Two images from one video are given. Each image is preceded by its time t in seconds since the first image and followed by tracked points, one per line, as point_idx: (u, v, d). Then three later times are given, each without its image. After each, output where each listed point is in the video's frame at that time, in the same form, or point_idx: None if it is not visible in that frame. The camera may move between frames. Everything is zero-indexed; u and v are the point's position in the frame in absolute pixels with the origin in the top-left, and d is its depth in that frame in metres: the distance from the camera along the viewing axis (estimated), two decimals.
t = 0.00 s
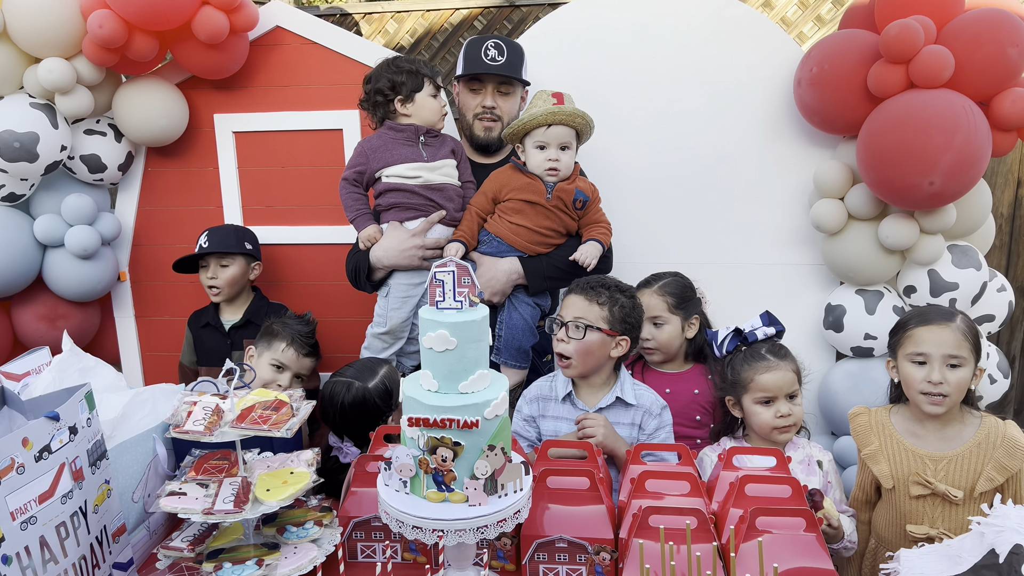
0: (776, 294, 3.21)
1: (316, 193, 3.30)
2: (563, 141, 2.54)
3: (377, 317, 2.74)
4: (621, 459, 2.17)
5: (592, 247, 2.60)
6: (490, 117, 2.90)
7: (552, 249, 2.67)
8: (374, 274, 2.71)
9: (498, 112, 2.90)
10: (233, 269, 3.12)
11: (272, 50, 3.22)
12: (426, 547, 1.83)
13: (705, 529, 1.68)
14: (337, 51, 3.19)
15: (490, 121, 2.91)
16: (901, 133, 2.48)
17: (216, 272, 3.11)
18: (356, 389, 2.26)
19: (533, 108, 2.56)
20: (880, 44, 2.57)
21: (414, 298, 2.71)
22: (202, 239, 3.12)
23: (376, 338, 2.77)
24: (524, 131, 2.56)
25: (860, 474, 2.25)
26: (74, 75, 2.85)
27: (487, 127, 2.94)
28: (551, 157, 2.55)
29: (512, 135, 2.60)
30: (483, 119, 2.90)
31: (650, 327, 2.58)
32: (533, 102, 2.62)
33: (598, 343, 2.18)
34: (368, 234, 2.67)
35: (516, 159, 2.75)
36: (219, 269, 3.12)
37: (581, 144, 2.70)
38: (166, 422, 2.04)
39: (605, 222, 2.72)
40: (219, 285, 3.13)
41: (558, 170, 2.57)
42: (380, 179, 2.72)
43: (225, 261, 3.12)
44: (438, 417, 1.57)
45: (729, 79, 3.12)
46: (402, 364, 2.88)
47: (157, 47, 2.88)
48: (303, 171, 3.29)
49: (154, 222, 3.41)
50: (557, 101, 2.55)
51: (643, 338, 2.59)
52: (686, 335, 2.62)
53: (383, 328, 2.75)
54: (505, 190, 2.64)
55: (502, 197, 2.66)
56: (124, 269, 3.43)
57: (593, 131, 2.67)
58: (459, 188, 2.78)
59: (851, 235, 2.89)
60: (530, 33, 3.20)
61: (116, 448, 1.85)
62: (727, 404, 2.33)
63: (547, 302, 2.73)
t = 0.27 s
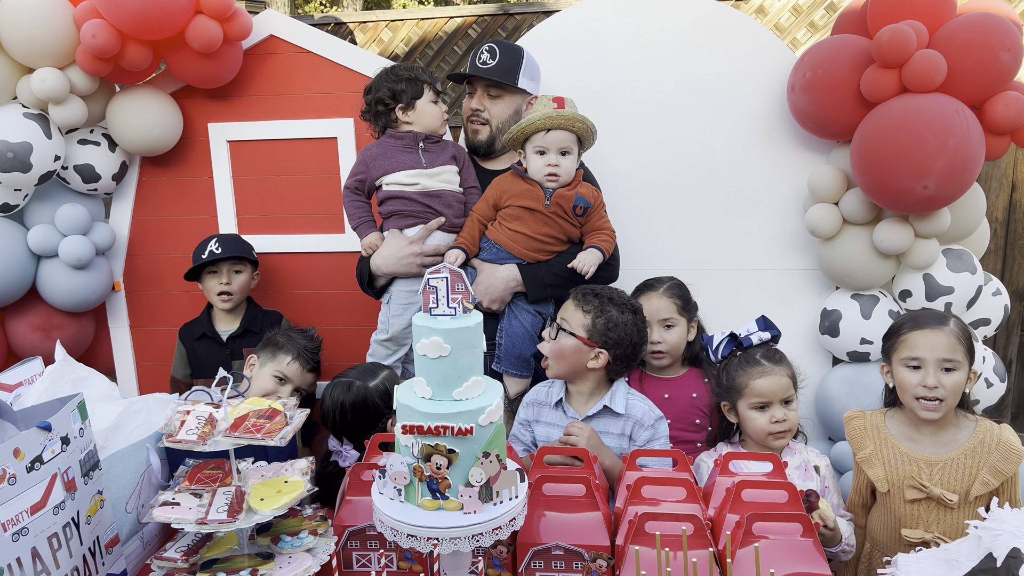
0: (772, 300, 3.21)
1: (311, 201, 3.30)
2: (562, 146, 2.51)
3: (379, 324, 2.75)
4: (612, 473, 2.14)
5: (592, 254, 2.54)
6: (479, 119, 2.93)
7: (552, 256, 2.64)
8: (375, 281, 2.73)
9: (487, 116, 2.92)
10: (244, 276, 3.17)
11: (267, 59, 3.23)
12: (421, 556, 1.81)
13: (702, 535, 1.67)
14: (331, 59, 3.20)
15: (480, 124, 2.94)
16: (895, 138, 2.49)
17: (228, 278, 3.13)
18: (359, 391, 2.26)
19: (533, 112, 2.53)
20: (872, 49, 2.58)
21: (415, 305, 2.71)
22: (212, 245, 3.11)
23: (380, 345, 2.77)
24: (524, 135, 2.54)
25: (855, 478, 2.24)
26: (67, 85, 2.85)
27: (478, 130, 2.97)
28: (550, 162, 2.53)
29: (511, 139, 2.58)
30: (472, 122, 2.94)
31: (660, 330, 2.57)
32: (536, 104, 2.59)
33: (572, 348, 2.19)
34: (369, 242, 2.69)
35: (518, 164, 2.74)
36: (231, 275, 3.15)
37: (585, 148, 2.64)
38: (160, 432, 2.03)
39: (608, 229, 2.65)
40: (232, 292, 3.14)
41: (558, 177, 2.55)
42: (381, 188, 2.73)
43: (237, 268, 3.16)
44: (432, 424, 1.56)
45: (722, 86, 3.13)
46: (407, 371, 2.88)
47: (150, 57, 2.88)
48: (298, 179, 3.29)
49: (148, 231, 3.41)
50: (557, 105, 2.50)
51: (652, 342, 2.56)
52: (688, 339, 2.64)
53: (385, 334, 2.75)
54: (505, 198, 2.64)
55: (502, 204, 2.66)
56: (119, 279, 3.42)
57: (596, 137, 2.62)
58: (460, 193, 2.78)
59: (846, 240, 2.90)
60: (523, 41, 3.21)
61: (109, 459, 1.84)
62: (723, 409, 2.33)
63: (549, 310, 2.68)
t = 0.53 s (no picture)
0: (770, 304, 3.22)
1: (310, 209, 3.31)
2: (560, 155, 2.51)
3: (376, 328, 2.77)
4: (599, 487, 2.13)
5: (587, 264, 2.54)
6: (481, 124, 2.95)
7: (547, 264, 2.64)
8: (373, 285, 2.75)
9: (491, 121, 2.93)
10: (246, 283, 3.17)
11: (265, 67, 3.24)
12: (422, 562, 1.83)
13: (702, 539, 1.67)
14: (329, 67, 3.21)
15: (482, 128, 2.96)
16: (891, 142, 2.50)
17: (232, 285, 3.13)
18: (358, 395, 2.26)
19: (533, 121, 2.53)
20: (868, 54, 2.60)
21: (410, 309, 2.72)
22: (214, 252, 3.11)
23: (377, 348, 2.79)
24: (523, 143, 2.55)
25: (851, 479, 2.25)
26: (66, 94, 2.85)
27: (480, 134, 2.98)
28: (548, 171, 2.52)
29: (511, 147, 2.58)
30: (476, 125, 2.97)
31: (668, 335, 2.57)
32: (537, 113, 2.60)
33: (568, 358, 2.14)
34: (367, 246, 2.74)
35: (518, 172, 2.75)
36: (235, 281, 3.15)
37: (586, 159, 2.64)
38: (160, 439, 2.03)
39: (606, 238, 2.63)
40: (237, 298, 3.14)
41: (555, 185, 2.54)
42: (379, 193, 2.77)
43: (240, 274, 3.16)
44: (434, 429, 1.56)
45: (719, 91, 3.15)
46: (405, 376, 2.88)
47: (148, 65, 2.89)
48: (296, 186, 3.29)
49: (147, 239, 3.41)
50: (557, 114, 2.51)
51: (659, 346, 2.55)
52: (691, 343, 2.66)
53: (382, 337, 2.77)
54: (503, 204, 2.64)
55: (501, 210, 2.66)
56: (117, 287, 3.42)
57: (597, 146, 2.60)
58: (456, 199, 2.77)
59: (843, 244, 2.91)
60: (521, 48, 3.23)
61: (109, 466, 1.84)
62: (723, 413, 2.33)
63: (543, 318, 2.70)
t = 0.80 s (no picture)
0: (766, 307, 3.22)
1: (305, 213, 3.30)
2: (551, 165, 2.52)
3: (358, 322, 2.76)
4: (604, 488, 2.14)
5: (573, 270, 2.51)
6: (488, 131, 2.96)
7: (535, 269, 2.63)
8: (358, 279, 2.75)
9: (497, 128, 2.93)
10: (242, 287, 3.16)
11: (260, 71, 3.24)
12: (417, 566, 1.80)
13: (699, 542, 1.66)
14: (324, 72, 3.21)
15: (488, 135, 2.97)
16: (885, 144, 2.51)
17: (227, 290, 3.13)
18: (356, 396, 2.25)
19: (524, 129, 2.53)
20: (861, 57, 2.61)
21: (393, 308, 2.70)
22: (207, 258, 3.09)
23: (356, 344, 2.77)
24: (516, 152, 2.55)
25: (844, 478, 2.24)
26: (60, 99, 2.85)
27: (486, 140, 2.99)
28: (539, 181, 2.54)
29: (504, 154, 2.58)
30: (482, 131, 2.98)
31: (669, 337, 2.57)
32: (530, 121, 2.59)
33: (566, 369, 2.16)
34: (356, 240, 2.75)
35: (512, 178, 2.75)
36: (230, 287, 3.14)
37: (580, 166, 2.64)
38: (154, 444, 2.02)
39: (596, 247, 2.61)
40: (232, 304, 3.13)
41: (545, 195, 2.56)
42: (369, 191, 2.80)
43: (235, 279, 3.15)
44: (429, 432, 1.56)
45: (713, 94, 3.16)
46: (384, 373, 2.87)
47: (143, 70, 2.89)
48: (291, 191, 3.29)
49: (142, 245, 3.40)
50: (549, 123, 2.48)
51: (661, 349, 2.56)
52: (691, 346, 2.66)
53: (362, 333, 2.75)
54: (495, 207, 2.64)
55: (492, 213, 2.66)
56: (112, 293, 3.41)
57: (589, 152, 2.61)
58: (448, 200, 2.78)
59: (838, 246, 2.92)
60: (516, 52, 3.23)
61: (103, 472, 1.83)
62: (718, 416, 2.33)
63: (527, 324, 2.71)
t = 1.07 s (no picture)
0: (762, 310, 3.22)
1: (302, 218, 3.30)
2: (551, 169, 2.52)
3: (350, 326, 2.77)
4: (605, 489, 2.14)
5: (567, 276, 2.50)
6: (481, 137, 2.96)
7: (528, 275, 2.63)
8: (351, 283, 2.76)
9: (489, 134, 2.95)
10: (236, 294, 3.15)
11: (256, 76, 3.24)
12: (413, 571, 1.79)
13: (695, 545, 1.66)
14: (320, 76, 3.22)
15: (482, 142, 2.98)
16: (880, 148, 2.52)
17: (221, 297, 3.11)
18: (354, 400, 2.25)
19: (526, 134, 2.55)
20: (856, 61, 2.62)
21: (384, 313, 2.71)
22: (203, 264, 3.09)
23: (348, 347, 2.79)
24: (515, 155, 2.55)
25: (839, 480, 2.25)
26: (56, 104, 2.85)
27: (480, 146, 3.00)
28: (537, 184, 2.54)
29: (503, 158, 2.59)
30: (476, 138, 2.99)
31: (669, 341, 2.57)
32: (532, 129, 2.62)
33: (577, 377, 2.13)
34: (351, 240, 2.74)
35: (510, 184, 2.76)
36: (224, 294, 3.13)
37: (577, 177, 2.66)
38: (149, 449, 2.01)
39: (589, 255, 2.60)
40: (225, 311, 3.13)
41: (543, 199, 2.56)
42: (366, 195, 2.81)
43: (229, 286, 3.13)
44: (424, 436, 1.56)
45: (709, 99, 3.17)
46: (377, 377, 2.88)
47: (139, 74, 2.89)
48: (288, 196, 3.29)
49: (138, 249, 3.40)
50: (552, 128, 2.52)
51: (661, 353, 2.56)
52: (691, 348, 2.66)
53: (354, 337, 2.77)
54: (490, 211, 2.65)
55: (487, 218, 2.67)
56: (108, 298, 3.40)
57: (588, 164, 2.62)
58: (445, 207, 2.79)
59: (833, 250, 2.92)
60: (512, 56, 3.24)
61: (98, 477, 1.82)
62: (713, 420, 2.33)
63: (519, 330, 2.72)
